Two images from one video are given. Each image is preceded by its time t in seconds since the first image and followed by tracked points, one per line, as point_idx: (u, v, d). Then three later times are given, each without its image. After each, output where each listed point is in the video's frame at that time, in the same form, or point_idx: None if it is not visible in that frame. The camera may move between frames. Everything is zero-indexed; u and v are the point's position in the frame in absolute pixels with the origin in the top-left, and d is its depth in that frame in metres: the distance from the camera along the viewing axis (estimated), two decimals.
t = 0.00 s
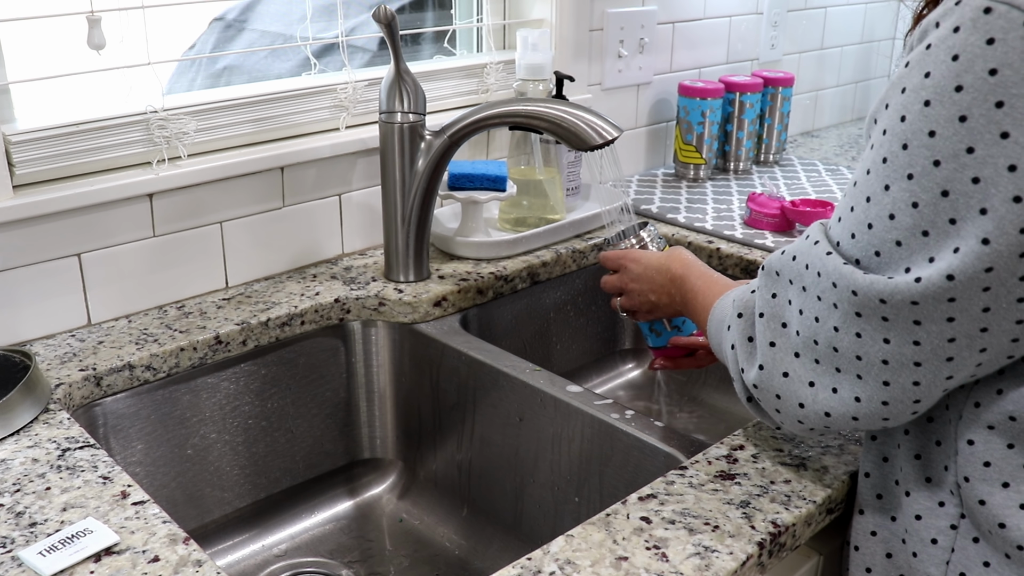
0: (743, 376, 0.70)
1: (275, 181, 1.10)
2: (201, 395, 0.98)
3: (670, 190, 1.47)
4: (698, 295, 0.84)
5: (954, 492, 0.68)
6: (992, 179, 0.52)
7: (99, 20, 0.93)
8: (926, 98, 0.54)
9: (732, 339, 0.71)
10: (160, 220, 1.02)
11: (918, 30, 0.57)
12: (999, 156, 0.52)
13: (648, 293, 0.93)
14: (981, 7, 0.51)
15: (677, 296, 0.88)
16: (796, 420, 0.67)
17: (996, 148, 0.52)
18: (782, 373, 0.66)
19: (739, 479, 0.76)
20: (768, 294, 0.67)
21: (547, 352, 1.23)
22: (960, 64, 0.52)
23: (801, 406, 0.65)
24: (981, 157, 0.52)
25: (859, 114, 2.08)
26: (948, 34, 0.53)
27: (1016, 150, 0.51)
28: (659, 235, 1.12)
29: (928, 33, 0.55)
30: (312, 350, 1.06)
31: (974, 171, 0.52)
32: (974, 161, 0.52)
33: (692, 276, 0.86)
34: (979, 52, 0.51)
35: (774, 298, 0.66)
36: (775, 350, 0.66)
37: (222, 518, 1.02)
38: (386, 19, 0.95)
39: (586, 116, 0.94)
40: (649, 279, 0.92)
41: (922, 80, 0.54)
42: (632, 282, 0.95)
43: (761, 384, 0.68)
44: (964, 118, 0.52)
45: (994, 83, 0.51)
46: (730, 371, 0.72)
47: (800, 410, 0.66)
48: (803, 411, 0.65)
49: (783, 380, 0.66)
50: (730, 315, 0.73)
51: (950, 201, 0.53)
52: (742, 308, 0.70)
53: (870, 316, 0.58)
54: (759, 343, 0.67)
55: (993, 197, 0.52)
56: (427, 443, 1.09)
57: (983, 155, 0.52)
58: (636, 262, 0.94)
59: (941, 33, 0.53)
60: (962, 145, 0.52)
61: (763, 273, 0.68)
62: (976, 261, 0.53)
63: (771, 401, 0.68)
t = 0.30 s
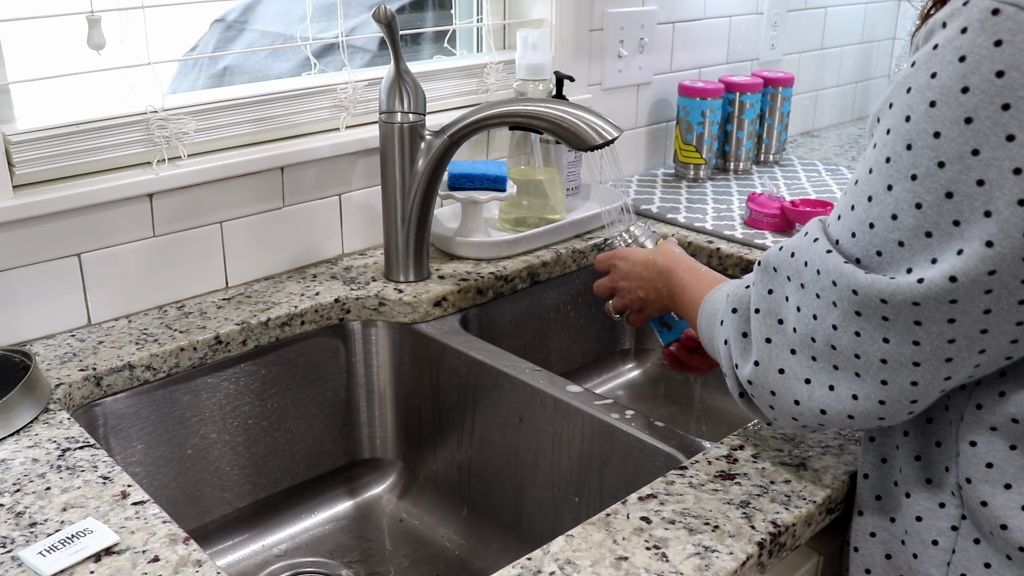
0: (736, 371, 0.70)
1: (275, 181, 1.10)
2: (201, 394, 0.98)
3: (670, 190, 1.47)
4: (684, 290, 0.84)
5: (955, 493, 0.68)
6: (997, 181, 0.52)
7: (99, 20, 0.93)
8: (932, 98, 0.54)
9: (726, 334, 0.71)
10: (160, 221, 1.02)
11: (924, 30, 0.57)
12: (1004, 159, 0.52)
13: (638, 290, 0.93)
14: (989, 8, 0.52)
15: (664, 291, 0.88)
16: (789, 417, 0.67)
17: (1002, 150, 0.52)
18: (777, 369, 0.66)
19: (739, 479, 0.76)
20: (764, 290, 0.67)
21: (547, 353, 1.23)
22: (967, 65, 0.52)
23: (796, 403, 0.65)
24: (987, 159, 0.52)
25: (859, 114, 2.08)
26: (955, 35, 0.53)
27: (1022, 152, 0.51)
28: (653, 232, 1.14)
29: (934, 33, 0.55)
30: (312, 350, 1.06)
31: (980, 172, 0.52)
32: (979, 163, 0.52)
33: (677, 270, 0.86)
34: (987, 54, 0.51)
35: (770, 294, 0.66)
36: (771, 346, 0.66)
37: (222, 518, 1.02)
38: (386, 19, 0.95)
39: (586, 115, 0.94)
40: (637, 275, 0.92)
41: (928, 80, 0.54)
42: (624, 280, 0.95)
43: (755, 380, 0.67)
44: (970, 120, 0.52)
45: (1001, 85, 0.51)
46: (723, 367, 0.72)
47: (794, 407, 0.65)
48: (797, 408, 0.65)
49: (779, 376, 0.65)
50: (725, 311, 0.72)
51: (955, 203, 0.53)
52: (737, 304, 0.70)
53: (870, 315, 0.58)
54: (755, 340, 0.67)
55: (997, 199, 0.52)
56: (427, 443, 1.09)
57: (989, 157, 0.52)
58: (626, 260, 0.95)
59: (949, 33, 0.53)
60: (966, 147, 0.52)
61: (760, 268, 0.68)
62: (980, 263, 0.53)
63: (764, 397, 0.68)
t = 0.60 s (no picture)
0: (744, 375, 0.70)
1: (275, 182, 1.10)
2: (201, 395, 0.98)
3: (670, 190, 1.47)
4: (685, 286, 0.84)
5: (958, 495, 0.68)
6: (1008, 182, 0.52)
7: (99, 20, 0.93)
8: (943, 98, 0.54)
9: (734, 337, 0.71)
10: (160, 221, 1.02)
11: (933, 29, 0.57)
12: (1016, 159, 0.52)
13: (641, 287, 0.93)
14: (1001, 6, 0.52)
15: (667, 287, 0.88)
16: (798, 421, 0.67)
17: (1014, 150, 0.52)
18: (785, 374, 0.66)
19: (739, 479, 0.76)
20: (771, 293, 0.67)
21: (547, 352, 1.23)
22: (979, 64, 0.52)
23: (805, 408, 0.65)
24: (999, 159, 0.52)
25: (859, 114, 2.08)
26: (967, 34, 0.53)
27: None
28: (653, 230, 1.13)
29: (944, 32, 0.55)
30: (312, 350, 1.06)
31: (991, 173, 0.52)
32: (991, 163, 0.52)
33: (680, 266, 0.86)
34: (1000, 52, 0.51)
35: (777, 297, 0.66)
36: (778, 351, 0.66)
37: (222, 518, 1.02)
38: (386, 19, 0.95)
39: (586, 115, 0.94)
40: (640, 272, 0.92)
41: (939, 79, 0.54)
42: (626, 277, 0.95)
43: (763, 384, 0.68)
44: (982, 119, 0.52)
45: (1014, 83, 0.51)
46: (730, 369, 0.72)
47: (803, 411, 0.66)
48: (806, 413, 0.65)
49: (787, 381, 0.65)
50: (732, 313, 0.72)
51: (966, 204, 0.53)
52: (744, 307, 0.70)
53: (880, 319, 0.58)
54: (762, 343, 0.67)
55: (1008, 200, 0.52)
56: (427, 443, 1.09)
57: (1000, 157, 0.52)
58: (630, 257, 0.95)
59: (959, 32, 0.53)
60: (978, 147, 0.52)
61: (767, 271, 0.68)
62: (991, 265, 0.53)
63: (772, 401, 0.68)
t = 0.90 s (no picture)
0: (748, 375, 0.70)
1: (275, 182, 1.10)
2: (201, 395, 0.98)
3: (670, 190, 1.47)
4: (688, 285, 0.84)
5: (961, 496, 0.68)
6: (1017, 183, 0.52)
7: (99, 20, 0.93)
8: (951, 97, 0.53)
9: (738, 337, 0.71)
10: (160, 221, 1.02)
11: (942, 28, 0.57)
12: None
13: (643, 286, 0.93)
14: (1011, 6, 0.51)
15: (670, 286, 0.88)
16: (802, 422, 0.67)
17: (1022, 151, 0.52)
18: (790, 374, 0.66)
19: (739, 479, 0.76)
20: (776, 294, 0.67)
21: (546, 352, 1.23)
22: (988, 64, 0.52)
23: (809, 408, 0.65)
24: (1007, 160, 0.52)
25: (860, 114, 2.08)
26: (975, 33, 0.53)
27: None
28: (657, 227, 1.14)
29: (953, 31, 0.55)
30: (312, 350, 1.06)
31: (999, 174, 0.52)
32: (999, 164, 0.52)
33: (682, 266, 0.86)
34: (1009, 53, 0.51)
35: (782, 297, 0.66)
36: (783, 351, 0.66)
37: (222, 518, 1.02)
38: (386, 19, 0.95)
39: (586, 116, 0.94)
40: (643, 271, 0.92)
41: (947, 79, 0.54)
42: (629, 277, 0.95)
43: (767, 385, 0.68)
44: (991, 120, 0.52)
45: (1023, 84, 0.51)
46: (734, 370, 0.72)
47: (807, 412, 0.66)
48: (811, 413, 0.65)
49: (791, 381, 0.65)
50: (736, 313, 0.72)
51: (974, 205, 0.53)
52: (748, 307, 0.70)
53: (886, 320, 0.58)
54: (766, 343, 0.67)
55: (1017, 201, 0.52)
56: (427, 443, 1.09)
57: (1009, 158, 0.52)
58: (632, 257, 0.95)
59: (968, 32, 0.53)
60: (987, 148, 0.52)
61: (772, 271, 0.68)
62: (998, 267, 0.53)
63: (776, 402, 0.68)
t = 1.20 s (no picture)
0: (750, 373, 0.70)
1: (275, 182, 1.10)
2: (201, 395, 0.98)
3: (670, 190, 1.47)
4: (689, 284, 0.84)
5: (964, 494, 0.68)
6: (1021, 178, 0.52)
7: (99, 20, 0.93)
8: (955, 94, 0.54)
9: (740, 335, 0.71)
10: (160, 220, 1.02)
11: (945, 25, 0.57)
12: None
13: (644, 286, 0.93)
14: (1017, 2, 0.52)
15: (670, 286, 0.88)
16: (804, 419, 0.67)
17: None
18: (792, 372, 0.66)
19: (739, 479, 0.76)
20: (778, 291, 0.67)
21: (546, 352, 1.23)
22: (992, 59, 0.52)
23: (811, 406, 0.65)
24: (1012, 156, 0.52)
25: (860, 115, 2.08)
26: (980, 29, 0.53)
27: None
28: (656, 229, 1.14)
29: (957, 27, 0.55)
30: (312, 350, 1.06)
31: (1004, 169, 0.52)
32: (1003, 160, 0.52)
33: (682, 265, 0.86)
34: (1014, 48, 0.51)
35: (784, 295, 0.66)
36: (785, 349, 0.66)
37: (222, 518, 1.02)
38: (386, 19, 0.95)
39: (586, 116, 0.94)
40: (643, 271, 0.92)
41: (951, 75, 0.54)
42: (629, 277, 0.95)
43: (769, 382, 0.68)
44: (995, 116, 0.52)
45: None
46: (736, 367, 0.72)
47: (809, 410, 0.66)
48: (813, 411, 0.65)
49: (793, 379, 0.65)
50: (738, 311, 0.72)
51: (978, 201, 0.53)
52: (751, 304, 0.70)
53: (889, 317, 0.58)
54: (768, 341, 0.67)
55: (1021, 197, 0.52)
56: (427, 443, 1.09)
57: (1013, 154, 0.52)
58: (631, 257, 0.95)
59: (972, 28, 0.53)
60: (991, 143, 0.52)
61: (774, 269, 0.67)
62: (1002, 263, 0.53)
63: (778, 399, 0.68)
